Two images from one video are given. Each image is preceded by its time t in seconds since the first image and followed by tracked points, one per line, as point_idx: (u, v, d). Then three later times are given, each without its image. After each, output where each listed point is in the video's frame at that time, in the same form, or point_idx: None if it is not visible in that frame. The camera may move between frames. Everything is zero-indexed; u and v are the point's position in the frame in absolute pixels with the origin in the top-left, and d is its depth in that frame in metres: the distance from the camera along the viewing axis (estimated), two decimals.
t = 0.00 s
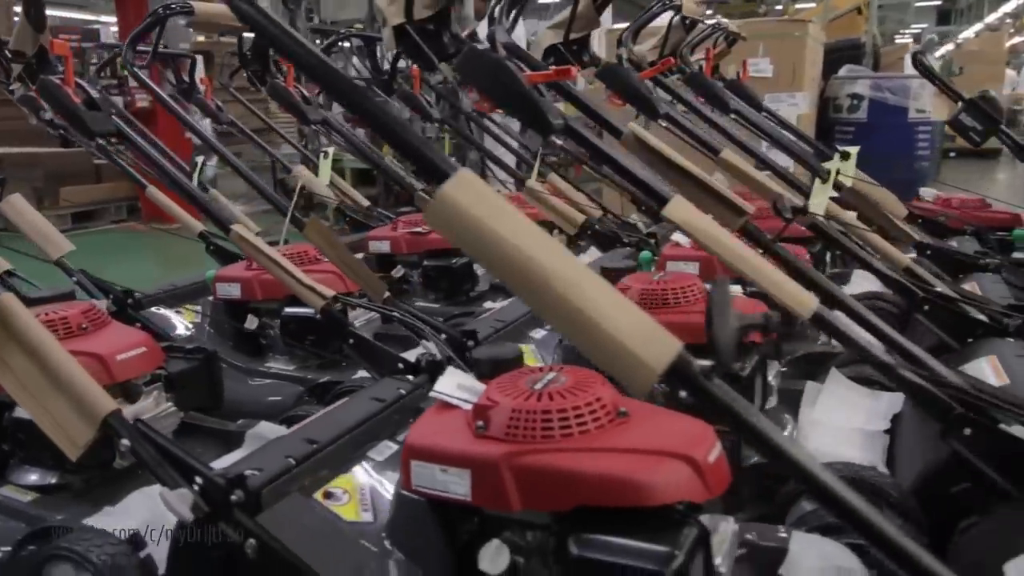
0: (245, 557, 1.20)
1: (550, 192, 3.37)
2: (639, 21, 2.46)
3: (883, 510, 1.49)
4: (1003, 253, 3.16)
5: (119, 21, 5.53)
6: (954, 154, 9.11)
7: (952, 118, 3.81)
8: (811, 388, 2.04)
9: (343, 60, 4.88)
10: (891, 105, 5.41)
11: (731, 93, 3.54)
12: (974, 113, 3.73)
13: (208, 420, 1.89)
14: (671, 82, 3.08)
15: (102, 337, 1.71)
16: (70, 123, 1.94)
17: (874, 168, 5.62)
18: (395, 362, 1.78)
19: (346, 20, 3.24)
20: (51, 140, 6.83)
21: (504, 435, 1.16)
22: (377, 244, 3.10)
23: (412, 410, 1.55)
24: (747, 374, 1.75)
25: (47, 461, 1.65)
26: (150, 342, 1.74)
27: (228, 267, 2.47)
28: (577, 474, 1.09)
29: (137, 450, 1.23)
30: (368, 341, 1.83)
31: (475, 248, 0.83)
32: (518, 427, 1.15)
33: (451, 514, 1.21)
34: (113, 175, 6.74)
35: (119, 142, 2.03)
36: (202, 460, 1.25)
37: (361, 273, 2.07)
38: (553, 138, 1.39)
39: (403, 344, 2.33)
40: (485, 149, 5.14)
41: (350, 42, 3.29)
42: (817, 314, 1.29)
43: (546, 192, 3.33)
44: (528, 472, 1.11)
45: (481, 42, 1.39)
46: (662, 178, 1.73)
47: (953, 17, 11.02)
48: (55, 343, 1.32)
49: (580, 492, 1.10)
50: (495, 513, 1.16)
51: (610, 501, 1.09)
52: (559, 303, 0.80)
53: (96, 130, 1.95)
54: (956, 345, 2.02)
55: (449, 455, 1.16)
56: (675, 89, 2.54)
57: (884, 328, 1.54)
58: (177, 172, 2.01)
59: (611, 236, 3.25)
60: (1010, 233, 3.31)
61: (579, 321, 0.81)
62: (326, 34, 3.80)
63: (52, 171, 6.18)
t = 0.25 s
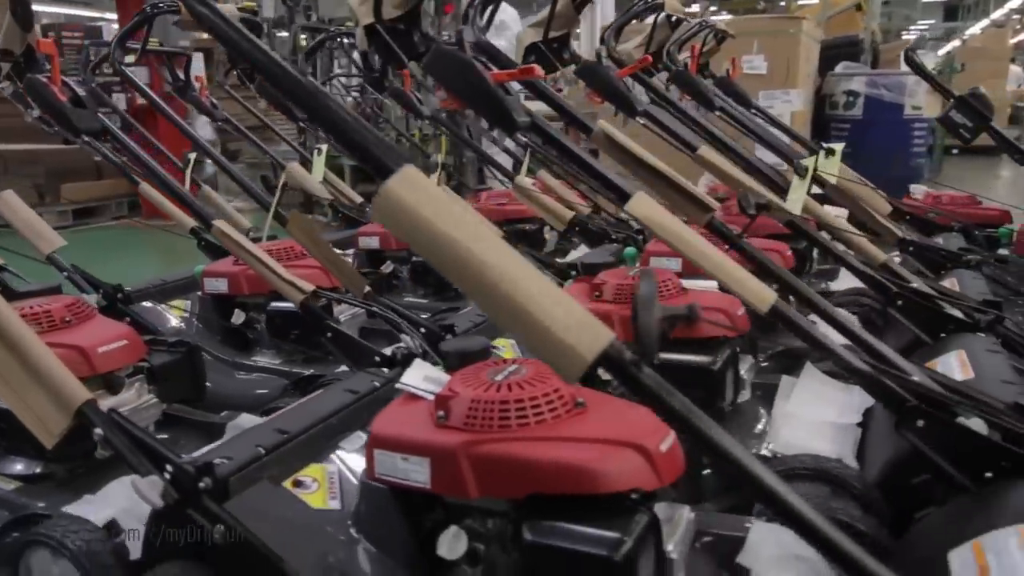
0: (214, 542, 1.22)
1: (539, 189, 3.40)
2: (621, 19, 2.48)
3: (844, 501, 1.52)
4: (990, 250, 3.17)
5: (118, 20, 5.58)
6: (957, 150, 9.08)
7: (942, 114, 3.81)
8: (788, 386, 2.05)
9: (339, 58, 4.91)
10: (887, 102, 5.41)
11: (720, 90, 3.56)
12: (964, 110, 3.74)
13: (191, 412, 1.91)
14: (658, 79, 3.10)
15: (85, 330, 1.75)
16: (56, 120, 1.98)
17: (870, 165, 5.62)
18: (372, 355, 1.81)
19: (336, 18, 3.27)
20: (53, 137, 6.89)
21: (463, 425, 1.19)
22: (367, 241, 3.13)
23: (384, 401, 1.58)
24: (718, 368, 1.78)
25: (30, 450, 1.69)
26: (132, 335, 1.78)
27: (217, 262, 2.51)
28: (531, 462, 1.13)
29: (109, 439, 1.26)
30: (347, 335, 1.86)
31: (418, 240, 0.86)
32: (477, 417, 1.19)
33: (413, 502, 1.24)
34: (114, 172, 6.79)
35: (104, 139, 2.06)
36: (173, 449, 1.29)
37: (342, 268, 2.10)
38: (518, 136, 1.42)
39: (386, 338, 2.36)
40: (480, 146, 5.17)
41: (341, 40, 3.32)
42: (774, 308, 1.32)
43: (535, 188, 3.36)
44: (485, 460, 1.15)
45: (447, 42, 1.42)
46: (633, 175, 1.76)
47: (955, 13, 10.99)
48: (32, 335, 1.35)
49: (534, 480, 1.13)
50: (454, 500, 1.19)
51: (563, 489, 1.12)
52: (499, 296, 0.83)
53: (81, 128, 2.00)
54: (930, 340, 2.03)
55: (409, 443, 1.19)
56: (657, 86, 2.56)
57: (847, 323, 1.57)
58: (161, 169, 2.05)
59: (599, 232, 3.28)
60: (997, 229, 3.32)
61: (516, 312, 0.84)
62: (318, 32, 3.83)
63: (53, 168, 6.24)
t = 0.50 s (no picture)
0: (182, 525, 1.25)
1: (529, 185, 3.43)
2: (604, 16, 2.50)
3: (807, 490, 1.54)
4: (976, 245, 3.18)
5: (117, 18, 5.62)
6: (959, 149, 9.06)
7: (933, 111, 3.83)
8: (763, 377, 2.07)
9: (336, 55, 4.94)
10: (883, 99, 5.41)
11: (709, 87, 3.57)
12: (955, 107, 3.75)
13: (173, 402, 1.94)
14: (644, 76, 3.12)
15: (69, 320, 1.79)
16: (42, 116, 2.01)
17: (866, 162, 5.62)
18: (349, 347, 1.84)
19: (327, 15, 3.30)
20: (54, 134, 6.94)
21: (423, 411, 1.22)
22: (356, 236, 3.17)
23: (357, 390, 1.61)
24: (689, 359, 1.83)
25: (13, 437, 1.73)
26: (114, 325, 1.82)
27: (205, 256, 2.55)
28: (487, 447, 1.16)
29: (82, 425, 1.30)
30: (325, 327, 1.90)
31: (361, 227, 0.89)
32: (436, 404, 1.22)
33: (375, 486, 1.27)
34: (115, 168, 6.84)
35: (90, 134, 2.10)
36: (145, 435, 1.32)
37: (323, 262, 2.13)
38: (483, 130, 1.44)
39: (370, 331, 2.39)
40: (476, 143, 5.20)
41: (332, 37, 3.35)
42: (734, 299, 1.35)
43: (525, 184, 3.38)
44: (442, 445, 1.18)
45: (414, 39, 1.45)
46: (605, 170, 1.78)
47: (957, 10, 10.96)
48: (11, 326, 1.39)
49: (490, 465, 1.16)
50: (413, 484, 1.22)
51: (517, 474, 1.15)
52: (442, 283, 0.86)
53: (67, 124, 2.04)
54: (904, 333, 2.05)
55: (371, 429, 1.22)
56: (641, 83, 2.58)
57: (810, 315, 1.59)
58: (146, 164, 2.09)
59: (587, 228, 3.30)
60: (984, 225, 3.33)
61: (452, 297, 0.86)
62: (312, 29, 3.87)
63: (54, 165, 6.29)
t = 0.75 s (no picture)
0: (150, 505, 1.29)
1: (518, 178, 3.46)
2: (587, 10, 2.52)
3: (769, 477, 1.57)
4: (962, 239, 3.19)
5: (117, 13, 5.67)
6: (962, 144, 9.03)
7: (923, 105, 3.84)
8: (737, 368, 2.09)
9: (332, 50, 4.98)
10: (879, 93, 5.41)
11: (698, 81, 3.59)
12: (945, 101, 3.76)
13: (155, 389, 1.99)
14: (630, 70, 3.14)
15: (52, 309, 1.83)
16: (27, 109, 2.05)
17: (863, 157, 5.63)
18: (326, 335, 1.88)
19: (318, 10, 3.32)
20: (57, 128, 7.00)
21: (383, 395, 1.25)
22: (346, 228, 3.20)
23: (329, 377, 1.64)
24: (659, 349, 1.87)
25: None
26: (96, 314, 1.85)
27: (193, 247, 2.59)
28: (441, 430, 1.19)
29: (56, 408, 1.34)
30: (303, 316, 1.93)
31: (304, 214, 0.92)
32: (395, 388, 1.25)
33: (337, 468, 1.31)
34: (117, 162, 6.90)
35: (76, 127, 2.14)
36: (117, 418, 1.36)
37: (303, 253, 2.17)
38: (449, 122, 1.47)
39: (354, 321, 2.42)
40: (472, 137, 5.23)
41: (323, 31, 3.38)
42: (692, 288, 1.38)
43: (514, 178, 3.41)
44: (399, 428, 1.21)
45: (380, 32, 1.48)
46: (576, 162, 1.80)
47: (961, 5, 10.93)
48: None
49: (445, 447, 1.19)
50: (373, 467, 1.26)
51: (470, 456, 1.19)
52: (386, 274, 0.88)
53: (53, 117, 2.07)
54: (876, 325, 2.07)
55: (332, 413, 1.26)
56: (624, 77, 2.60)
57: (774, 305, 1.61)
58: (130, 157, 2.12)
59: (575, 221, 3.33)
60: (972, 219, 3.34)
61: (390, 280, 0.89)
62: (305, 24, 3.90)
63: (56, 158, 6.35)
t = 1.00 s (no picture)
0: (119, 491, 1.32)
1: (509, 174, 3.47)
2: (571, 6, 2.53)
3: (738, 468, 1.58)
4: (952, 234, 3.20)
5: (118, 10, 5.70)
6: (967, 142, 8.99)
7: (915, 102, 3.84)
8: (715, 362, 2.10)
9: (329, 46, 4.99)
10: (877, 89, 5.41)
11: (689, 77, 3.60)
12: (937, 97, 3.76)
13: (138, 380, 2.02)
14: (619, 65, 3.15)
15: (34, 300, 1.85)
16: (12, 104, 2.07)
17: (862, 154, 5.62)
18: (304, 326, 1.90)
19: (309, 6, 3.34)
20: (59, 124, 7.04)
21: (346, 383, 1.28)
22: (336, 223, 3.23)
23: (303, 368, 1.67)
24: (633, 341, 1.89)
25: None
26: (78, 306, 1.88)
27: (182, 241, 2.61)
28: (400, 417, 1.21)
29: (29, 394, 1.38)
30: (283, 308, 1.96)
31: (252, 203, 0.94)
32: (358, 376, 1.27)
33: (302, 456, 1.33)
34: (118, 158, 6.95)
35: (61, 122, 2.17)
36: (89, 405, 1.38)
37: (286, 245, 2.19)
38: (417, 115, 1.49)
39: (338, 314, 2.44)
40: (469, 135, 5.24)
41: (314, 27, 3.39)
42: (654, 280, 1.40)
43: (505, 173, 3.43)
44: (360, 415, 1.23)
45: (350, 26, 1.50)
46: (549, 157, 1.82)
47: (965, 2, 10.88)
48: None
49: (404, 434, 1.21)
50: (336, 454, 1.28)
51: (429, 443, 1.21)
52: (335, 265, 0.90)
53: (38, 111, 2.09)
54: (854, 318, 2.08)
55: (296, 400, 1.28)
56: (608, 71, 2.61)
57: (744, 297, 1.63)
58: (116, 152, 2.16)
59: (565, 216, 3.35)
60: (961, 214, 3.34)
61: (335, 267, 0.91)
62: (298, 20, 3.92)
63: (58, 155, 6.40)
